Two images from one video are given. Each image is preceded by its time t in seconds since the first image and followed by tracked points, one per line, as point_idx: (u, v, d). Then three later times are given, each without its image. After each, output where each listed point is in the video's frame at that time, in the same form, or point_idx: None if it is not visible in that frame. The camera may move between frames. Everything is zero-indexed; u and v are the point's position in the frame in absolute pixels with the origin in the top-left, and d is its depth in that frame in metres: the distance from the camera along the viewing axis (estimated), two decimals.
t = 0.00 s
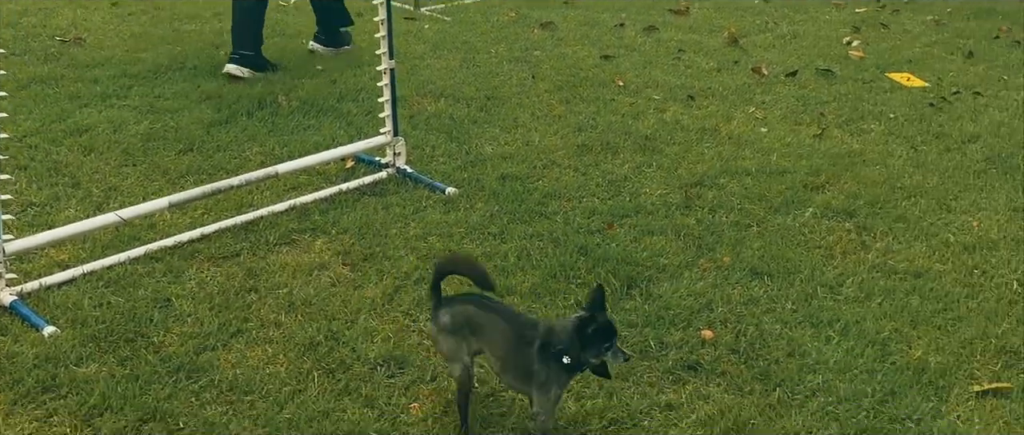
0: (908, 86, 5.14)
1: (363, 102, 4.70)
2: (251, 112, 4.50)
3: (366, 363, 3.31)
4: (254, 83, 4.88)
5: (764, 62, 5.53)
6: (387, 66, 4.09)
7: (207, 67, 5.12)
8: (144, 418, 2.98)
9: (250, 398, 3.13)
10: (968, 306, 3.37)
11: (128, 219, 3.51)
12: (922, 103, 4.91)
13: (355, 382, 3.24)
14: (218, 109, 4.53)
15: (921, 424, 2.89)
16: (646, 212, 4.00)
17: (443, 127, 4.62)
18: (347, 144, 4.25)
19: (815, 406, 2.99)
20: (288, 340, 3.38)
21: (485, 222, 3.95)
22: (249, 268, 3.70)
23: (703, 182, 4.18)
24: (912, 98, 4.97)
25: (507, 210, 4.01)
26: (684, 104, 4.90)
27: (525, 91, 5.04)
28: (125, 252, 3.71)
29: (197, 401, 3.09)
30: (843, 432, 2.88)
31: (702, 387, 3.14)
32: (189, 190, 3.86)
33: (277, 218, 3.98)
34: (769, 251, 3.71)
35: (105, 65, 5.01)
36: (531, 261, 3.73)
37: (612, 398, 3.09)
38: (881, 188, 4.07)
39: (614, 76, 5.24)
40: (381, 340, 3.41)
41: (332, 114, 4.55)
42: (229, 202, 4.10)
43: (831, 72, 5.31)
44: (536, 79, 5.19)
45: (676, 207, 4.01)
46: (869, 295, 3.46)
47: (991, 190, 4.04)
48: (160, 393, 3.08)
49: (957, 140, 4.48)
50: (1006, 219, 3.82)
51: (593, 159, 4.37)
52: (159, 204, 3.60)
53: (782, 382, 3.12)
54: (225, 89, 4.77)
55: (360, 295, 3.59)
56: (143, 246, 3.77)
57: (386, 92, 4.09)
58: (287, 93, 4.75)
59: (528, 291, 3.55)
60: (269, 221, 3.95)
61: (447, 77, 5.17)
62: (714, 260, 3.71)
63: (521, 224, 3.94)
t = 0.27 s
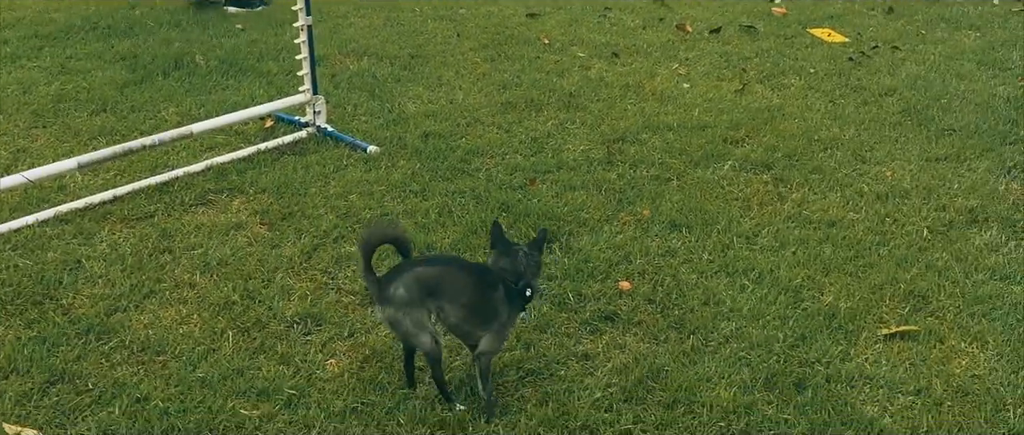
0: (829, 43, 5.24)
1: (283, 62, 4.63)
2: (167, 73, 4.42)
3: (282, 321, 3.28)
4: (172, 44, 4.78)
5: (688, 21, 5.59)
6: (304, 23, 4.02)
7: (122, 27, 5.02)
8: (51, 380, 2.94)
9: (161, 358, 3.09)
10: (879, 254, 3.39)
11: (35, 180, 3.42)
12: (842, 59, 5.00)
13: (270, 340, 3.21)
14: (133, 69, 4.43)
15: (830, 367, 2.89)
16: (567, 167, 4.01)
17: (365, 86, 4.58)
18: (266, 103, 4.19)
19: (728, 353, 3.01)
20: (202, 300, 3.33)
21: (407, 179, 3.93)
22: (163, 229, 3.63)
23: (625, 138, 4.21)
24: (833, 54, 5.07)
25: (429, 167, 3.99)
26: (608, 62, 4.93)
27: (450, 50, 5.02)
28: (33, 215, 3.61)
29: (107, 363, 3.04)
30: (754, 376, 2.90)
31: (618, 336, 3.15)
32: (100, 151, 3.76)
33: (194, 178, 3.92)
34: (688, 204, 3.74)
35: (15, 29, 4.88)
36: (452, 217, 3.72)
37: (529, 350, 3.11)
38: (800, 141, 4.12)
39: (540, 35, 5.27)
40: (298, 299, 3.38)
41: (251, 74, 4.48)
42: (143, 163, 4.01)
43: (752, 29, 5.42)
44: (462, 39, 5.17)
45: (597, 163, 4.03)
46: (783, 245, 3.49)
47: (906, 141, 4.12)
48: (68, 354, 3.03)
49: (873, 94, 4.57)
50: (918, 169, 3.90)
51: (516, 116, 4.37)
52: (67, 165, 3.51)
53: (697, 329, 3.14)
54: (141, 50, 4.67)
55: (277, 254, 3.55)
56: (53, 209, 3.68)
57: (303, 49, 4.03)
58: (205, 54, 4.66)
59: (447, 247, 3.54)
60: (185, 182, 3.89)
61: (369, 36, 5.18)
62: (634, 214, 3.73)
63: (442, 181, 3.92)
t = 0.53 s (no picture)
0: (781, 11, 5.28)
1: (234, 33, 4.55)
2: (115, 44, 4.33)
3: (235, 295, 3.27)
4: (119, 15, 4.68)
5: None
6: None
7: None
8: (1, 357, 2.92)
9: (112, 334, 3.07)
10: (830, 221, 3.44)
11: None
12: (793, 27, 5.05)
13: (223, 315, 3.19)
14: (79, 41, 4.33)
15: (781, 333, 2.94)
16: (523, 138, 4.00)
17: (318, 57, 4.53)
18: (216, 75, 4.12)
19: (680, 321, 3.04)
20: (154, 274, 3.30)
21: (360, 151, 3.90)
22: (112, 203, 3.57)
23: (579, 108, 4.21)
24: (785, 22, 5.11)
25: (384, 140, 3.96)
26: (563, 31, 4.93)
27: (403, 20, 4.97)
28: None
29: (57, 340, 3.02)
30: (706, 343, 2.94)
31: (573, 306, 3.18)
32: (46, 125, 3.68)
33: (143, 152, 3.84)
34: (641, 174, 3.76)
35: None
36: (407, 189, 3.70)
37: (485, 321, 3.13)
38: (752, 110, 4.16)
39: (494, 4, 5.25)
40: (252, 273, 3.36)
41: (201, 45, 4.40)
42: (92, 137, 3.91)
43: None
44: (416, 9, 5.13)
45: (552, 133, 4.03)
46: (736, 213, 3.52)
47: (856, 109, 4.18)
48: (17, 331, 3.01)
49: (825, 62, 4.61)
50: (867, 136, 3.96)
51: (471, 87, 4.35)
52: (12, 138, 3.44)
53: (650, 298, 3.17)
54: (87, 20, 4.57)
55: (230, 228, 3.52)
56: None
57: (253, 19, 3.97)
58: (153, 24, 4.57)
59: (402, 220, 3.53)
60: (135, 156, 3.81)
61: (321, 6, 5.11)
62: (589, 184, 3.74)
63: (397, 153, 3.90)
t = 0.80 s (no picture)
0: None
1: (222, 16, 4.52)
2: (102, 28, 4.31)
3: (234, 281, 3.25)
4: None
5: None
6: None
7: None
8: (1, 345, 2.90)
9: (110, 322, 3.05)
10: (823, 205, 3.49)
11: None
12: (782, 9, 5.08)
13: (221, 302, 3.17)
14: (66, 25, 4.31)
15: (778, 317, 2.99)
16: (516, 121, 4.01)
17: (307, 41, 4.52)
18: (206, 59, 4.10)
19: (678, 305, 3.08)
20: (151, 261, 3.28)
21: (354, 136, 3.88)
22: (104, 190, 3.54)
23: (572, 91, 4.22)
24: (773, 5, 5.15)
25: (377, 124, 3.96)
26: (552, 14, 4.94)
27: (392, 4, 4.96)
28: None
29: (55, 327, 3.01)
30: (704, 328, 2.98)
31: (571, 290, 3.20)
32: (36, 110, 3.65)
33: (134, 137, 3.83)
34: (635, 158, 3.78)
35: None
36: (402, 174, 3.71)
37: (483, 307, 3.15)
38: (742, 93, 4.19)
39: None
40: (248, 259, 3.35)
41: (189, 28, 4.37)
42: (81, 121, 3.91)
43: None
44: None
45: (545, 117, 4.04)
46: (730, 197, 3.56)
47: (845, 91, 4.22)
48: (15, 319, 3.00)
49: (813, 45, 4.65)
50: (858, 119, 4.00)
51: (462, 69, 4.35)
52: (4, 123, 3.42)
53: (648, 282, 3.20)
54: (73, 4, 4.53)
55: (224, 214, 3.51)
56: None
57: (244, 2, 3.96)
58: (140, 8, 4.54)
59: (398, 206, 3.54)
60: (126, 141, 3.79)
61: None
62: (583, 169, 3.75)
63: (391, 137, 3.89)
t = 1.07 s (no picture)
0: None
1: (230, 6, 4.51)
2: (111, 17, 4.31)
3: (249, 274, 3.22)
4: None
5: None
6: None
7: None
8: (18, 338, 2.85)
9: (127, 315, 3.00)
10: (835, 198, 3.51)
11: None
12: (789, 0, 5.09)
13: (236, 295, 3.12)
14: (74, 14, 4.31)
15: (794, 311, 3.01)
16: (527, 112, 4.01)
17: (316, 32, 4.53)
18: (216, 49, 4.09)
19: (694, 299, 3.09)
20: (166, 252, 3.26)
21: (365, 127, 3.88)
22: (117, 182, 3.54)
23: (582, 83, 4.22)
24: None
25: (388, 114, 3.96)
26: (560, 5, 4.95)
27: None
28: None
29: (72, 320, 2.95)
30: (721, 322, 2.99)
31: (586, 283, 3.21)
32: (47, 100, 3.63)
33: (145, 127, 3.83)
34: (647, 150, 3.79)
35: None
36: (414, 165, 3.71)
37: (499, 300, 3.13)
38: (753, 85, 4.20)
39: None
40: (262, 252, 3.31)
41: (198, 18, 4.37)
42: (93, 112, 3.92)
43: None
44: None
45: (556, 108, 4.04)
46: (743, 190, 3.58)
47: (856, 83, 4.24)
48: (33, 312, 2.95)
49: (822, 36, 4.66)
50: (869, 111, 4.02)
51: (472, 60, 4.36)
52: (16, 116, 3.38)
53: (663, 276, 3.21)
54: None
55: (237, 205, 3.49)
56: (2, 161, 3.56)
57: None
58: None
59: (412, 198, 3.54)
60: (137, 131, 3.79)
61: None
62: (595, 161, 3.76)
63: (403, 128, 3.89)
